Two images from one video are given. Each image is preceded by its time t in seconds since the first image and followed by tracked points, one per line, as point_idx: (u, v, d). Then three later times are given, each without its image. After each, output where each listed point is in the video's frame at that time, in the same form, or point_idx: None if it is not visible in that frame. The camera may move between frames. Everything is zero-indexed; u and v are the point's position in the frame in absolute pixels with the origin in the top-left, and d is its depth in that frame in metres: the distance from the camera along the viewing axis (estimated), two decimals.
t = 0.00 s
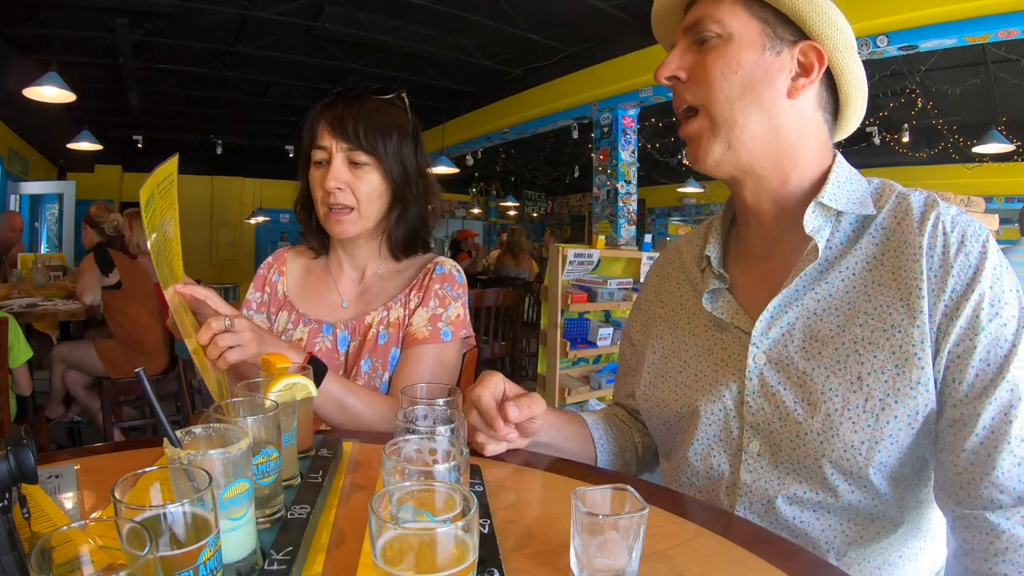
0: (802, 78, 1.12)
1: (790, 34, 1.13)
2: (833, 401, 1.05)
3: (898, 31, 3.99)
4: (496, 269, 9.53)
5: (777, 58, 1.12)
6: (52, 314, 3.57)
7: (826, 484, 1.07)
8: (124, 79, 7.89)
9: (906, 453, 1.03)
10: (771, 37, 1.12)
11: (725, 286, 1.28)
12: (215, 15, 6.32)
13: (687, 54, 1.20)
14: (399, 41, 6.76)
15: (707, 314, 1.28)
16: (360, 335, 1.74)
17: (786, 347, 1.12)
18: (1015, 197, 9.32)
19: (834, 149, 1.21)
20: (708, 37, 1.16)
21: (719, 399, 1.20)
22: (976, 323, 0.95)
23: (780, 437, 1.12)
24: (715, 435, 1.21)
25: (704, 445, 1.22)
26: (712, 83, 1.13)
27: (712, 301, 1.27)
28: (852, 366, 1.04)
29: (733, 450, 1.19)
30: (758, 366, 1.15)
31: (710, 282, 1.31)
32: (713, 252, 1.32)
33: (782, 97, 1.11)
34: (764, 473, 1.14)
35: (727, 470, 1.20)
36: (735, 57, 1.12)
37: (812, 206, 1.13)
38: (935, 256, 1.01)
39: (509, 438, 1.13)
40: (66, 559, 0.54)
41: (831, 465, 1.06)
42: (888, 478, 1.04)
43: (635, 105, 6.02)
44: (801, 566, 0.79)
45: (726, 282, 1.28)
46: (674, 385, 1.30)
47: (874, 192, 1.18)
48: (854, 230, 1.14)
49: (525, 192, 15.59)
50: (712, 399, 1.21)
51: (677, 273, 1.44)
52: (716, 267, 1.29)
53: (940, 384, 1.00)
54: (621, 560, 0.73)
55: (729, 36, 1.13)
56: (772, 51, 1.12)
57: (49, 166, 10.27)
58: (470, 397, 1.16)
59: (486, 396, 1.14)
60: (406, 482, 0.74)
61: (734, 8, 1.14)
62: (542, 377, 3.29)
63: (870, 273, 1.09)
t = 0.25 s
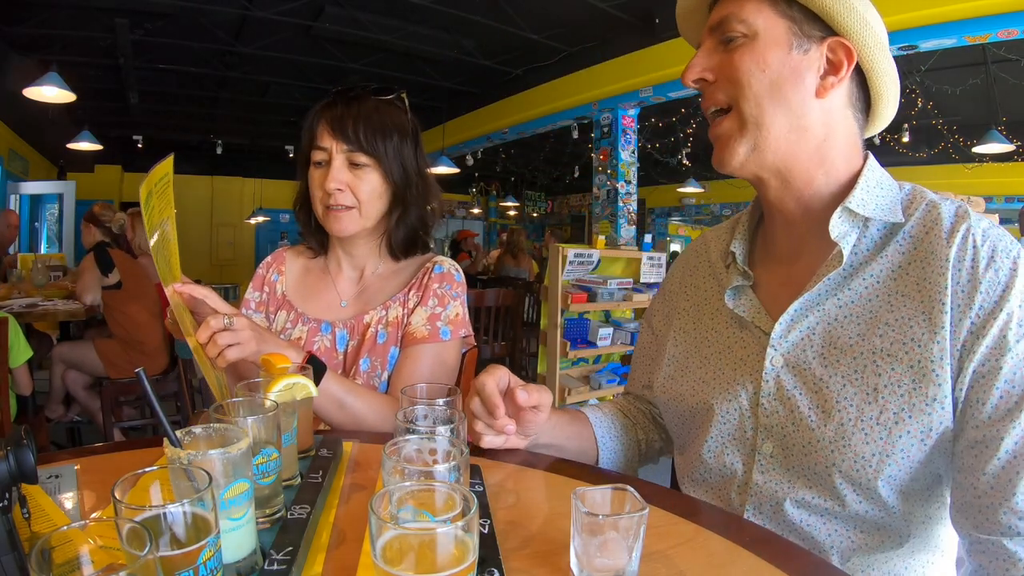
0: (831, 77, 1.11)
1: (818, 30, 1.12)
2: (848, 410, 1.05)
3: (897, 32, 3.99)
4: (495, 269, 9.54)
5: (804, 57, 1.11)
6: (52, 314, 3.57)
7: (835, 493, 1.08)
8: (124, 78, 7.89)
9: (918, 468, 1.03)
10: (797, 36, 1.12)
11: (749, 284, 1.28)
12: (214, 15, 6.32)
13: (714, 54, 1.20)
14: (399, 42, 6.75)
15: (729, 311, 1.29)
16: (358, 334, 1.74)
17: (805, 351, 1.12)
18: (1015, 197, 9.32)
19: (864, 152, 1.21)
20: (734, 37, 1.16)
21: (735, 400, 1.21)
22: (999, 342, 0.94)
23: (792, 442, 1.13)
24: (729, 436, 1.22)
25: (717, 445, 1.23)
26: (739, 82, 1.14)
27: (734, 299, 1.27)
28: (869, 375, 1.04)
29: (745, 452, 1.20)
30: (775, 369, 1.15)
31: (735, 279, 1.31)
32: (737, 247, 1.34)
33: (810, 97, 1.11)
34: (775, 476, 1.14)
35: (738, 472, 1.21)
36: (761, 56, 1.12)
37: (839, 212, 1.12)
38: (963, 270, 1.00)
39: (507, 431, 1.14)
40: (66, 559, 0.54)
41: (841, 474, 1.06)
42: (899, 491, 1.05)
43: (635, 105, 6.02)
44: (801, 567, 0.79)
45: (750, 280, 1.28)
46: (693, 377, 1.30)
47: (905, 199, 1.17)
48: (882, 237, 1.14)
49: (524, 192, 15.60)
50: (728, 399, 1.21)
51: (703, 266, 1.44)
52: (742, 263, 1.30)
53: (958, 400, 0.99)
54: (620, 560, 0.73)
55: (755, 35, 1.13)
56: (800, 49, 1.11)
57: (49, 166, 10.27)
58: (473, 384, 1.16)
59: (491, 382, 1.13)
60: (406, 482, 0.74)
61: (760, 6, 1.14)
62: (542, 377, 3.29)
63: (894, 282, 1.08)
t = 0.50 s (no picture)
0: (849, 87, 1.10)
1: (834, 36, 1.11)
2: (861, 419, 1.05)
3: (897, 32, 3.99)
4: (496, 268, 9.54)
5: (820, 67, 1.10)
6: (52, 313, 3.57)
7: (845, 502, 1.08)
8: (124, 78, 7.89)
9: (928, 478, 1.03)
10: (814, 44, 1.11)
11: (763, 289, 1.27)
12: (214, 15, 6.32)
13: (727, 65, 1.20)
14: (399, 42, 6.75)
15: (743, 317, 1.28)
16: (356, 334, 1.74)
17: (818, 359, 1.12)
18: (1015, 197, 9.31)
19: (881, 157, 1.20)
20: (748, 47, 1.16)
21: (746, 407, 1.21)
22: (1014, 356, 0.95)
23: (804, 450, 1.13)
24: (740, 442, 1.22)
25: (728, 450, 1.23)
26: (754, 95, 1.13)
27: (748, 305, 1.27)
28: (883, 386, 1.04)
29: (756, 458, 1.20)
30: (787, 376, 1.14)
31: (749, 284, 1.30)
32: (752, 253, 1.34)
33: (826, 107, 1.10)
34: (785, 483, 1.15)
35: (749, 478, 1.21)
36: (775, 68, 1.11)
37: (856, 222, 1.12)
38: (980, 280, 1.00)
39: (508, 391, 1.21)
40: (65, 559, 0.54)
41: (852, 484, 1.06)
42: (910, 500, 1.05)
43: (635, 105, 6.02)
44: (802, 567, 0.79)
45: (765, 285, 1.27)
46: (706, 381, 1.30)
47: (922, 209, 1.17)
48: (898, 246, 1.13)
49: (524, 192, 15.60)
50: (740, 406, 1.21)
51: (712, 269, 1.44)
52: (757, 268, 1.30)
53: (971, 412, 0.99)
54: (620, 560, 0.73)
55: (770, 44, 1.13)
56: (816, 59, 1.10)
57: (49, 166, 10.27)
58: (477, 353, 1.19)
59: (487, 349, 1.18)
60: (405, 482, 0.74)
61: (773, 13, 1.13)
62: (542, 377, 3.29)
63: (909, 292, 1.08)
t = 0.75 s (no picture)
0: (854, 83, 1.10)
1: (836, 33, 1.11)
2: (869, 418, 1.05)
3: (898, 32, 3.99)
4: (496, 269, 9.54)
5: (823, 64, 1.10)
6: (52, 314, 3.57)
7: (852, 501, 1.08)
8: (124, 78, 7.88)
9: (935, 475, 1.03)
10: (816, 42, 1.10)
11: (765, 285, 1.28)
12: (214, 15, 6.32)
13: (729, 64, 1.19)
14: (399, 42, 6.75)
15: (744, 313, 1.29)
16: (354, 336, 1.73)
17: (825, 357, 1.12)
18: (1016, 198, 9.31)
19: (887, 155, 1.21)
20: (749, 46, 1.15)
21: (752, 406, 1.21)
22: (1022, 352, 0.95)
23: (811, 449, 1.13)
24: (746, 440, 1.22)
25: (733, 448, 1.23)
26: (757, 96, 1.12)
27: (751, 301, 1.28)
28: (891, 383, 1.04)
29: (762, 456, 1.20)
30: (793, 374, 1.15)
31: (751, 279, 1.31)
32: (755, 248, 1.34)
33: (832, 106, 1.10)
34: (791, 482, 1.15)
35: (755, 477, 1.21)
36: (778, 66, 1.10)
37: (864, 217, 1.12)
38: (987, 277, 1.01)
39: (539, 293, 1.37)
40: (66, 560, 0.54)
41: (860, 482, 1.06)
42: (917, 498, 1.05)
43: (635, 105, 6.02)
44: (803, 566, 0.79)
45: (767, 282, 1.28)
46: (709, 378, 1.30)
47: (927, 208, 1.17)
48: (905, 244, 1.13)
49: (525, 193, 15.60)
50: (745, 405, 1.21)
51: (712, 267, 1.45)
52: (760, 267, 1.29)
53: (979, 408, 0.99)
54: (620, 560, 0.73)
55: (770, 44, 1.12)
56: (818, 57, 1.10)
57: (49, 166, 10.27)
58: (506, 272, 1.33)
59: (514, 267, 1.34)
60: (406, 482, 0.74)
61: (775, 13, 1.12)
62: (542, 377, 3.29)
63: (917, 290, 1.08)
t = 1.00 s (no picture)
0: (867, 92, 1.12)
1: (852, 40, 1.12)
2: (868, 419, 1.05)
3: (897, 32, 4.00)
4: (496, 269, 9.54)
5: (843, 72, 1.10)
6: (52, 313, 3.57)
7: (851, 501, 1.08)
8: (124, 78, 7.89)
9: (934, 474, 1.03)
10: (835, 48, 1.10)
11: (763, 288, 1.28)
12: (215, 15, 6.32)
13: (744, 64, 1.15)
14: (399, 42, 6.75)
15: (743, 316, 1.29)
16: (353, 338, 1.72)
17: (824, 359, 1.12)
18: (1015, 198, 9.30)
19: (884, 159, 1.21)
20: (769, 47, 1.12)
21: (752, 409, 1.21)
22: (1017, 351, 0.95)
23: (811, 450, 1.13)
24: (747, 443, 1.22)
25: (734, 452, 1.23)
26: (782, 101, 1.09)
27: (750, 304, 1.27)
28: (890, 384, 1.04)
29: (763, 458, 1.20)
30: (792, 376, 1.15)
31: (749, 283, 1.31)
32: (753, 251, 1.33)
33: (849, 113, 1.10)
34: (791, 484, 1.15)
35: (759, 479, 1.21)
36: (803, 71, 1.09)
37: (861, 221, 1.11)
38: (983, 276, 1.01)
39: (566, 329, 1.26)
40: (66, 559, 0.54)
41: (860, 483, 1.06)
42: (917, 498, 1.05)
43: (635, 105, 6.02)
44: (802, 566, 0.79)
45: (766, 284, 1.28)
46: (709, 383, 1.30)
47: (923, 209, 1.17)
48: (903, 245, 1.13)
49: (525, 193, 15.62)
50: (745, 408, 1.21)
51: (711, 271, 1.44)
52: (757, 269, 1.29)
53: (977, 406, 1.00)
54: (620, 560, 0.73)
55: (793, 47, 1.10)
56: (839, 64, 1.10)
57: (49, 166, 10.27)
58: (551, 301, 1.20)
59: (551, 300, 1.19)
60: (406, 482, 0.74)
61: (795, 15, 1.11)
62: (542, 377, 3.29)
63: (915, 291, 1.08)
